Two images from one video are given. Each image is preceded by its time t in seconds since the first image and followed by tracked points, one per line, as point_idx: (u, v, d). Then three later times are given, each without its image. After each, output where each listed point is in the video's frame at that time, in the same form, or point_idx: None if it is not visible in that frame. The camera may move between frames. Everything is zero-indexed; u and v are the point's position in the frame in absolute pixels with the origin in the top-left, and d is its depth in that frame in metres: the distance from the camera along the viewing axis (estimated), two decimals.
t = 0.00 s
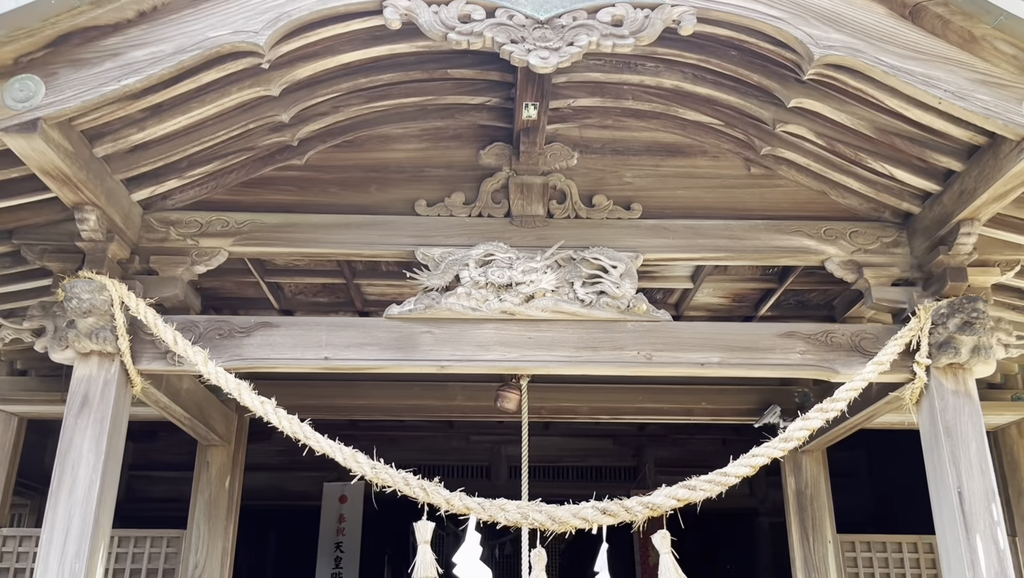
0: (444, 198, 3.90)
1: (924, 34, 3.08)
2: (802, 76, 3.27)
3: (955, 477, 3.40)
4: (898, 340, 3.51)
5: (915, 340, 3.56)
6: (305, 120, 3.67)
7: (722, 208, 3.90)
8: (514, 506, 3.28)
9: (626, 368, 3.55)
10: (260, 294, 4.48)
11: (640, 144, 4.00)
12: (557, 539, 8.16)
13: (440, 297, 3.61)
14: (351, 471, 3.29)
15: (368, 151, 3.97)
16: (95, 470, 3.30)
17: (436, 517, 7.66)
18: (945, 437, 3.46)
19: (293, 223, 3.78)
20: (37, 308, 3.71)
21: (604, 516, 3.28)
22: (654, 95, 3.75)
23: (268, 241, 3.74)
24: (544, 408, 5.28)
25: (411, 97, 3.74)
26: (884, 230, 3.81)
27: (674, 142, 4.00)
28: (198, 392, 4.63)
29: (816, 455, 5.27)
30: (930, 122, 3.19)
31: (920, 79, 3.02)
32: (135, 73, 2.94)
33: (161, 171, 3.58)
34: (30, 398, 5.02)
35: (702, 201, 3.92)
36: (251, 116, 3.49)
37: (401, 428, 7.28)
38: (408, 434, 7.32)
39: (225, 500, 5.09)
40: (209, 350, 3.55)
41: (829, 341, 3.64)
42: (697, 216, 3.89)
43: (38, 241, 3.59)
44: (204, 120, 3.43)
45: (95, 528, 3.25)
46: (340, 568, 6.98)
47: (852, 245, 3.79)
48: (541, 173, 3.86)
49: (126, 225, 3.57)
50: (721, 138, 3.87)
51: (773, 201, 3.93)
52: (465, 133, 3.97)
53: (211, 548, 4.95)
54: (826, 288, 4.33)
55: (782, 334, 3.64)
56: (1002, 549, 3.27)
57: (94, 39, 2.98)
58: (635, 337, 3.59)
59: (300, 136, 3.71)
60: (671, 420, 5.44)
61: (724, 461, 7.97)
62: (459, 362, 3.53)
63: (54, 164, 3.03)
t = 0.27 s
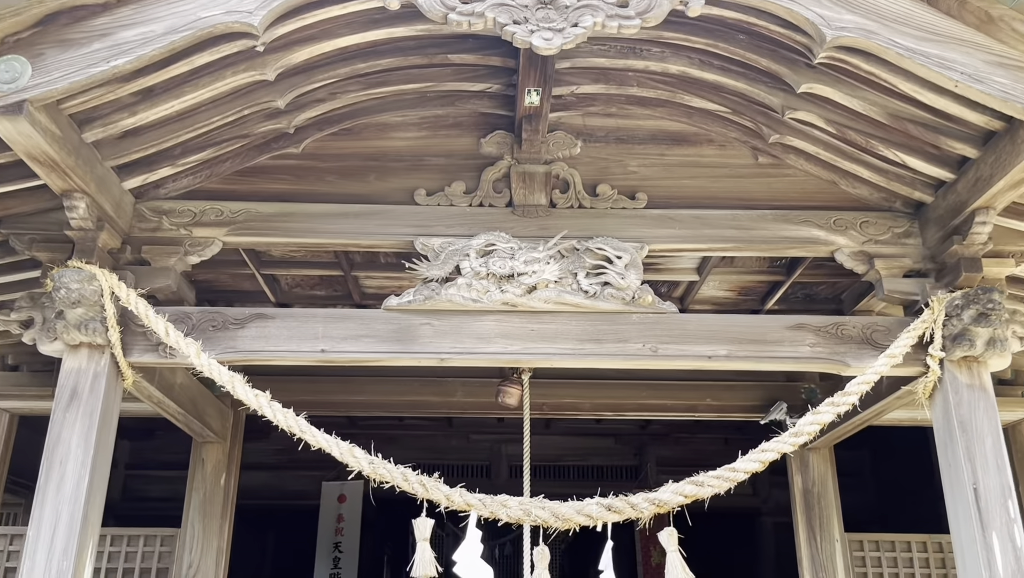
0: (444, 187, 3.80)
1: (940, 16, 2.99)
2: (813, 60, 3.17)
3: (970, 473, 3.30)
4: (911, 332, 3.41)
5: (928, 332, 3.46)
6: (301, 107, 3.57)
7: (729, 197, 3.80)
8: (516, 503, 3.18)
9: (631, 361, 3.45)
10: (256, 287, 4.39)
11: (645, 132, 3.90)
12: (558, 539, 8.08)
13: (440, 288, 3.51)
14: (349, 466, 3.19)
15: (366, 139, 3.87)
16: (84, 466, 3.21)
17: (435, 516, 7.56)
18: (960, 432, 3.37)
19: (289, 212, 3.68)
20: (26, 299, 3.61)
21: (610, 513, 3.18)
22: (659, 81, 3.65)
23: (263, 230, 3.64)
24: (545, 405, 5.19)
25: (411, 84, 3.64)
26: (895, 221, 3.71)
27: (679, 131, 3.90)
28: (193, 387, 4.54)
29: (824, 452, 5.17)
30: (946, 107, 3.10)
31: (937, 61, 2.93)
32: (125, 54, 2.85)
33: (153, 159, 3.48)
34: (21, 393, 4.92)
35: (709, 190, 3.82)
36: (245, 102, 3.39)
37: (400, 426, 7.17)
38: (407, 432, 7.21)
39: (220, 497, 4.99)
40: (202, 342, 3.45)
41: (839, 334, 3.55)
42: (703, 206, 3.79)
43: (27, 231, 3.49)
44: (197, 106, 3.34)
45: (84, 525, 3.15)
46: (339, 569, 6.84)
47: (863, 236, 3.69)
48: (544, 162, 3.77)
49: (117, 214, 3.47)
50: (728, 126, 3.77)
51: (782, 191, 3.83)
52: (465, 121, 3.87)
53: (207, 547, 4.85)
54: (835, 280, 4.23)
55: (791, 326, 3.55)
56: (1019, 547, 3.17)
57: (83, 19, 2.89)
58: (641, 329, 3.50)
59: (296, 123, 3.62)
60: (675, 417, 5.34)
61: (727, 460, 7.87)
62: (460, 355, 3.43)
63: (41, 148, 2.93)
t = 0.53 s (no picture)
0: (446, 182, 3.70)
1: (959, 2, 2.89)
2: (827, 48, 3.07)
3: (990, 475, 3.19)
4: (927, 330, 3.30)
5: (945, 330, 3.36)
6: (299, 99, 3.47)
7: (738, 192, 3.70)
8: (520, 506, 3.07)
9: (639, 360, 3.34)
10: (253, 285, 4.29)
11: (652, 126, 3.80)
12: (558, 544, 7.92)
13: (442, 285, 3.40)
14: (347, 468, 3.08)
15: (365, 133, 3.77)
16: (72, 467, 3.10)
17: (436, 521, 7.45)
18: (979, 433, 3.26)
19: (286, 207, 3.58)
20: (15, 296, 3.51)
21: (618, 517, 3.07)
22: (667, 73, 3.55)
23: (260, 225, 3.54)
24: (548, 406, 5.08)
25: (411, 75, 3.54)
26: (910, 216, 3.61)
27: (687, 124, 3.80)
28: (187, 388, 4.43)
29: (833, 455, 5.06)
30: (964, 96, 3.00)
31: (956, 48, 2.83)
32: (115, 40, 2.75)
33: (146, 152, 3.38)
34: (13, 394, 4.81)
35: (718, 184, 3.71)
36: (241, 93, 3.29)
37: (400, 429, 7.06)
38: (407, 435, 7.10)
39: (216, 501, 4.88)
40: (195, 341, 3.35)
41: (853, 332, 3.44)
42: (712, 201, 3.68)
43: (16, 225, 3.39)
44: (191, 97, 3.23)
45: (72, 529, 3.04)
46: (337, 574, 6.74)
47: (877, 231, 3.59)
48: (548, 156, 3.67)
49: (108, 208, 3.37)
50: (737, 119, 3.67)
51: (792, 186, 3.72)
52: (467, 114, 3.77)
53: (202, 552, 4.74)
54: (846, 278, 4.14)
55: (803, 324, 3.45)
56: None
57: (72, 5, 2.79)
58: (648, 327, 3.39)
59: (293, 116, 3.52)
60: (681, 419, 5.23)
61: (732, 464, 7.75)
62: (462, 353, 3.32)
63: (29, 139, 2.83)
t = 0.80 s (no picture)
0: (446, 181, 3.58)
1: None
2: (842, 42, 2.96)
3: (1013, 486, 3.06)
4: (946, 335, 3.18)
5: (965, 335, 3.23)
6: (294, 96, 3.35)
7: (748, 193, 3.58)
8: (524, 519, 2.94)
9: (646, 366, 3.22)
10: (248, 290, 4.17)
11: (658, 125, 3.68)
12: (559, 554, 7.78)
13: (442, 289, 3.28)
14: (343, 479, 2.95)
15: (363, 132, 3.65)
16: (56, 479, 2.97)
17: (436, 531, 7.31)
18: (1001, 442, 3.13)
19: (281, 208, 3.46)
20: None
21: (626, 530, 2.94)
22: (674, 69, 3.44)
23: (253, 227, 3.42)
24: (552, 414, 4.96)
25: (410, 71, 3.42)
26: (926, 216, 3.49)
27: (695, 123, 3.68)
28: (179, 396, 4.30)
29: (843, 464, 4.93)
30: (986, 90, 2.88)
31: (979, 40, 2.71)
32: (101, 32, 2.63)
33: (135, 150, 3.26)
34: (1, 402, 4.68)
35: (727, 184, 3.60)
36: (233, 90, 3.17)
37: (398, 438, 6.92)
38: (406, 444, 6.95)
39: (209, 513, 4.73)
40: (186, 347, 3.22)
41: (869, 337, 3.32)
42: (722, 201, 3.56)
43: None
44: (182, 92, 3.12)
45: (56, 544, 2.91)
46: None
47: (892, 233, 3.47)
48: (552, 155, 3.55)
49: (95, 209, 3.24)
50: (747, 118, 3.55)
51: (804, 186, 3.60)
52: (468, 112, 3.66)
53: (194, 565, 4.60)
54: (858, 282, 4.02)
55: (817, 328, 3.33)
56: None
57: None
58: (656, 332, 3.27)
59: (288, 114, 3.40)
60: (688, 427, 5.11)
61: (736, 473, 7.61)
62: (463, 359, 3.19)
63: (10, 135, 2.71)
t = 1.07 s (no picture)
0: (445, 182, 3.48)
1: None
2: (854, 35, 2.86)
3: None
4: (963, 339, 3.07)
5: (982, 339, 3.12)
6: (288, 94, 3.26)
7: (756, 193, 3.48)
8: (526, 531, 2.83)
9: (652, 372, 3.11)
10: (243, 295, 4.07)
11: (663, 124, 3.59)
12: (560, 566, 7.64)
13: (441, 292, 3.18)
14: (338, 489, 2.83)
15: (360, 131, 3.55)
16: (39, 489, 2.85)
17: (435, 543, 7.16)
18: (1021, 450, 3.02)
19: (275, 210, 3.36)
20: None
21: (633, 542, 2.82)
22: (680, 66, 3.34)
23: (246, 229, 3.31)
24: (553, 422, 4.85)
25: (408, 69, 3.33)
26: (940, 217, 3.39)
27: (701, 122, 3.59)
28: (171, 404, 4.19)
29: (852, 472, 4.81)
30: (1003, 85, 2.79)
31: (997, 32, 2.62)
32: (86, 24, 2.53)
33: (124, 149, 3.16)
34: None
35: (734, 185, 3.50)
36: (225, 87, 3.07)
37: (397, 447, 6.80)
38: (405, 454, 6.83)
39: (202, 524, 4.61)
40: (176, 352, 3.11)
41: (882, 342, 3.21)
42: (729, 202, 3.47)
43: None
44: (173, 89, 3.02)
45: (38, 557, 2.79)
46: None
47: (904, 234, 3.37)
48: (554, 155, 3.46)
49: (83, 210, 3.14)
50: (755, 116, 3.46)
51: (814, 186, 3.50)
52: (468, 111, 3.56)
53: None
54: (869, 286, 3.91)
55: (829, 333, 3.22)
56: None
57: None
58: (662, 336, 3.16)
59: (283, 112, 3.30)
60: (693, 435, 4.99)
61: (741, 483, 7.49)
62: (463, 365, 3.08)
63: None
